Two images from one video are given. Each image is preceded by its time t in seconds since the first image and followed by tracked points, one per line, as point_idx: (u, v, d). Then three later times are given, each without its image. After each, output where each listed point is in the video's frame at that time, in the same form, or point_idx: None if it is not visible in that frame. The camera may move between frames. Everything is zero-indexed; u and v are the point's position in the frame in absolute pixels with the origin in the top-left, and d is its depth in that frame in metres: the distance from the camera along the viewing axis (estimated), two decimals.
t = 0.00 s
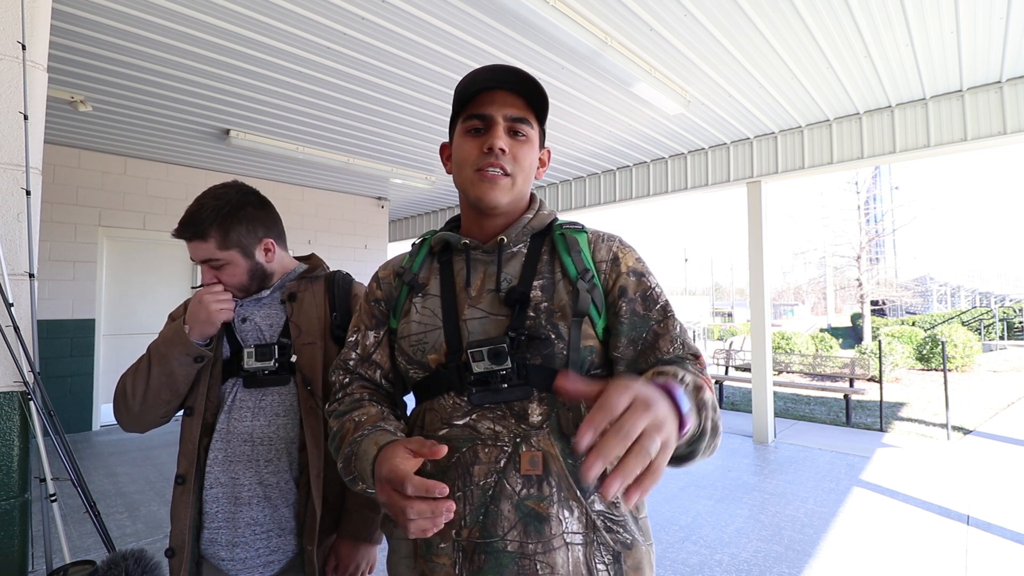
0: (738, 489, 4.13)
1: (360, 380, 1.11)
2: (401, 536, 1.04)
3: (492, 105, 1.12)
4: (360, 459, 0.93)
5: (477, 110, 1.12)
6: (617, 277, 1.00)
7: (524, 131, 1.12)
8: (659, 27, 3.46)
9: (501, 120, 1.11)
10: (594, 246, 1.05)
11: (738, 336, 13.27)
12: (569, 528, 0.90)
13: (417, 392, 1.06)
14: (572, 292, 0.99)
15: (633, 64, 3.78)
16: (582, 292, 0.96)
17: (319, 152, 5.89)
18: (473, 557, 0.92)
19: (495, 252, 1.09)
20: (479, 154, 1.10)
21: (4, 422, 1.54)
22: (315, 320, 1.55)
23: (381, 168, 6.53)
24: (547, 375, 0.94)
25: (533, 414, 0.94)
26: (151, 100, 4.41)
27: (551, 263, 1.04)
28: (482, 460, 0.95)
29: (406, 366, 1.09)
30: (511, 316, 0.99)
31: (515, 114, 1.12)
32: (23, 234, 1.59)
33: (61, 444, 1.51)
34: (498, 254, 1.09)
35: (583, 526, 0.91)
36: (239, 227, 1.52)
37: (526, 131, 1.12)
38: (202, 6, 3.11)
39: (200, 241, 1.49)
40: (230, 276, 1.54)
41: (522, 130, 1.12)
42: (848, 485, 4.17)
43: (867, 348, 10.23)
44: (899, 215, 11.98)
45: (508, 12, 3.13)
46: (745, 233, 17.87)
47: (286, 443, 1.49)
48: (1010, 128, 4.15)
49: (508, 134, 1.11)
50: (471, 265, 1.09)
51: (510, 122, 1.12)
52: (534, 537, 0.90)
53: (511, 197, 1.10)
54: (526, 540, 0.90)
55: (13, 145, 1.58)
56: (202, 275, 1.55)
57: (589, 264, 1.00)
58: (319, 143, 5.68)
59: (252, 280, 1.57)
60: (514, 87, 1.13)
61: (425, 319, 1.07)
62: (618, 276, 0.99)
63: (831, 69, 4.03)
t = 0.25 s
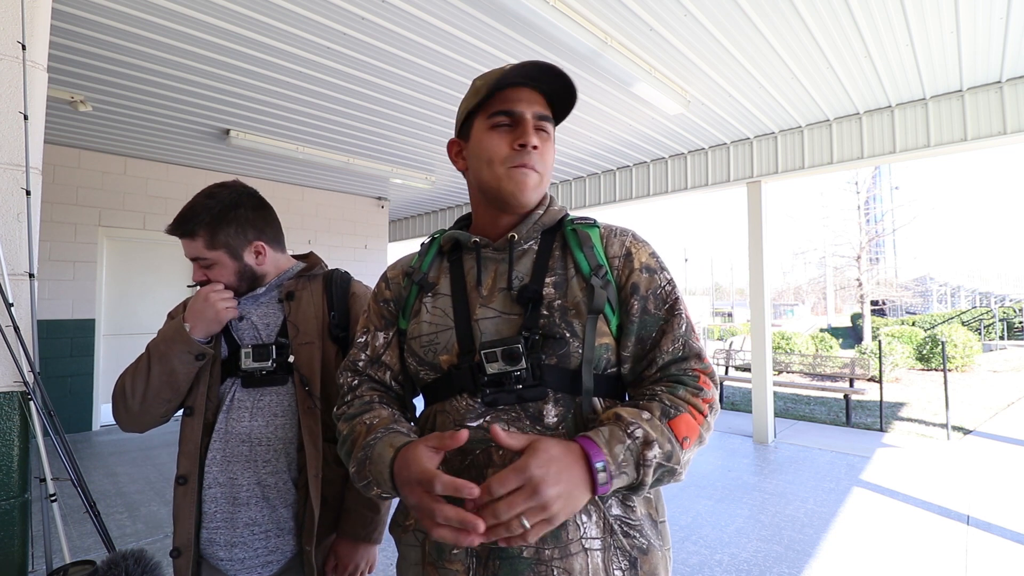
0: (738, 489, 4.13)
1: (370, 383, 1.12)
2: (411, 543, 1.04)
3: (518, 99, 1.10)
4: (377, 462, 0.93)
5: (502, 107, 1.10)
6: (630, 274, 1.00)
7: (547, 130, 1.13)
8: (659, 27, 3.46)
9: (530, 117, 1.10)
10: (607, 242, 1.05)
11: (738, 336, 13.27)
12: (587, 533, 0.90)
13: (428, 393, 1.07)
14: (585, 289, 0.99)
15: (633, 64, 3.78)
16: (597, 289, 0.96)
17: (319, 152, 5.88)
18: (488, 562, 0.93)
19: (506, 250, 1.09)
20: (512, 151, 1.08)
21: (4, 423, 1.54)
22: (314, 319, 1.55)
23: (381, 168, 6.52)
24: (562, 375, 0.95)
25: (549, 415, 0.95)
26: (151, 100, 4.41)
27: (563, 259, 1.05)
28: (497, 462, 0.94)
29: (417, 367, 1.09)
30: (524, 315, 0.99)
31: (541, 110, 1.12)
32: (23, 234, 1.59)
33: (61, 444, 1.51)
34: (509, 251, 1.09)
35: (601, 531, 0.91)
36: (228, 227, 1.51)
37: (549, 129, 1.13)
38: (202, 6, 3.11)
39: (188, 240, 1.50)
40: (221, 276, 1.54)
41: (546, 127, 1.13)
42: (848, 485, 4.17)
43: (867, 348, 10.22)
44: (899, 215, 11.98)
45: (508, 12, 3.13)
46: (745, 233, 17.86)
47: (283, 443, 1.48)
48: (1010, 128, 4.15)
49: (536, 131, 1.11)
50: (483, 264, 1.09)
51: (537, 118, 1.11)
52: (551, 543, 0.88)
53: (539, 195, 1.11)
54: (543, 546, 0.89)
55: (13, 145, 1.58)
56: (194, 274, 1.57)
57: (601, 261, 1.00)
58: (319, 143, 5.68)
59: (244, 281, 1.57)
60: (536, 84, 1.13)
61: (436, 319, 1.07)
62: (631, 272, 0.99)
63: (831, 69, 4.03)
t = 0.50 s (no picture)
0: (738, 489, 4.13)
1: (373, 384, 1.11)
2: (417, 545, 1.03)
3: (541, 103, 1.12)
4: (389, 459, 0.92)
5: (525, 108, 1.11)
6: (639, 271, 1.01)
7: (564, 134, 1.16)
8: (659, 27, 3.46)
9: (551, 120, 1.12)
10: (614, 240, 1.07)
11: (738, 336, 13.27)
12: (601, 532, 0.90)
13: (432, 393, 1.07)
14: (595, 285, 1.00)
15: (633, 64, 3.78)
16: (608, 284, 0.96)
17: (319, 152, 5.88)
18: (499, 563, 0.92)
19: (513, 249, 1.10)
20: (537, 154, 1.10)
21: (4, 422, 1.54)
22: (310, 317, 1.55)
23: (381, 168, 6.53)
24: (574, 372, 0.95)
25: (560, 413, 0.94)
26: (151, 99, 4.41)
27: (571, 256, 1.06)
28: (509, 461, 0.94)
29: (424, 366, 1.08)
30: (534, 311, 1.00)
31: (558, 116, 1.16)
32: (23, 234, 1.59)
33: (61, 444, 1.51)
34: (516, 250, 1.10)
35: (614, 531, 0.91)
36: (220, 228, 1.51)
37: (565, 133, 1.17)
38: (202, 6, 3.11)
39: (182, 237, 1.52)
40: (215, 273, 1.55)
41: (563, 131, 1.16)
42: (848, 485, 4.17)
43: (867, 348, 10.22)
44: (899, 215, 11.98)
45: (508, 12, 3.13)
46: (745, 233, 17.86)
47: (281, 443, 1.48)
48: (1010, 128, 4.15)
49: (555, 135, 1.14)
50: (490, 262, 1.09)
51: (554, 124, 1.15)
52: (563, 541, 0.89)
53: (556, 197, 1.15)
54: (555, 545, 0.89)
55: (13, 145, 1.58)
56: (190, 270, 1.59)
57: (610, 257, 1.01)
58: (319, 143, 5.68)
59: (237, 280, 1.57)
60: (553, 89, 1.16)
61: (444, 317, 1.07)
62: (640, 269, 1.01)
63: (831, 69, 4.03)
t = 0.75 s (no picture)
0: (738, 489, 4.13)
1: (368, 383, 1.11)
2: (416, 543, 1.01)
3: (542, 104, 1.12)
4: (376, 460, 0.92)
5: (527, 109, 1.12)
6: (640, 273, 1.02)
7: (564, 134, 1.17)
8: (659, 27, 3.46)
9: (552, 122, 1.13)
10: (615, 242, 1.07)
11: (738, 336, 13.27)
12: (598, 530, 0.90)
13: (429, 393, 1.06)
14: (596, 287, 1.01)
15: (633, 64, 3.78)
16: (610, 285, 0.97)
17: (319, 152, 5.88)
18: (497, 562, 0.91)
19: (513, 249, 1.10)
20: (538, 154, 1.10)
21: (4, 422, 1.54)
22: (310, 320, 1.55)
23: (381, 168, 6.53)
24: (575, 372, 0.96)
25: (559, 412, 0.95)
26: (151, 99, 4.41)
27: (572, 258, 1.07)
28: (507, 461, 0.93)
29: (421, 366, 1.08)
30: (534, 311, 1.00)
31: (560, 117, 1.16)
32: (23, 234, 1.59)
33: (61, 444, 1.51)
34: (516, 250, 1.10)
35: (611, 529, 0.91)
36: (247, 208, 1.54)
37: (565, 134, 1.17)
38: (202, 6, 3.11)
39: (208, 216, 1.50)
40: (237, 254, 1.54)
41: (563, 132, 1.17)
42: (848, 485, 4.17)
43: (867, 348, 10.22)
44: (899, 215, 11.99)
45: (508, 12, 3.13)
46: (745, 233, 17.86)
47: (281, 446, 1.48)
48: (1010, 128, 4.15)
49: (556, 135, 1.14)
50: (490, 262, 1.09)
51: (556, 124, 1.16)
52: (562, 540, 0.89)
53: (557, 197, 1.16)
54: (553, 544, 0.89)
55: (13, 145, 1.58)
56: (206, 255, 1.53)
57: (611, 259, 1.01)
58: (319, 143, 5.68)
59: (257, 261, 1.58)
60: (555, 90, 1.16)
61: (443, 317, 1.07)
62: (641, 271, 1.02)
63: (831, 69, 4.03)
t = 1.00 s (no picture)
0: (738, 489, 4.13)
1: (362, 380, 1.11)
2: (410, 536, 1.00)
3: (536, 106, 1.13)
4: (371, 454, 0.92)
5: (521, 111, 1.12)
6: (632, 276, 1.05)
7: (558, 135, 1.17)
8: (659, 27, 3.46)
9: (546, 124, 1.13)
10: (608, 246, 1.10)
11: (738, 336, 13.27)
12: (583, 526, 0.92)
13: (421, 392, 1.06)
14: (588, 290, 1.02)
15: (633, 64, 3.78)
16: (603, 288, 0.98)
17: (319, 152, 5.88)
18: (488, 556, 0.92)
19: (507, 250, 1.11)
20: (531, 156, 1.11)
21: (4, 422, 1.54)
22: (312, 321, 1.56)
23: (381, 168, 6.53)
24: (566, 373, 0.98)
25: (549, 412, 0.96)
26: (151, 99, 4.40)
27: (565, 260, 1.08)
28: (498, 459, 0.94)
29: (414, 365, 1.08)
30: (527, 313, 1.01)
31: (554, 119, 1.16)
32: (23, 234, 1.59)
33: (61, 444, 1.51)
34: (510, 252, 1.11)
35: (597, 525, 0.93)
36: (276, 198, 1.59)
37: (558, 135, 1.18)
38: (202, 6, 3.11)
39: (245, 195, 1.53)
40: (265, 237, 1.55)
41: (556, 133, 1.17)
42: (848, 485, 4.17)
43: (867, 348, 10.22)
44: (899, 215, 12.00)
45: (508, 12, 3.13)
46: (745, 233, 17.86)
47: (283, 448, 1.49)
48: (1010, 128, 4.15)
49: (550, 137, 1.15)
50: (484, 263, 1.10)
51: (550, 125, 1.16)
52: (550, 536, 0.90)
53: (549, 198, 1.16)
54: (542, 539, 0.90)
55: (13, 145, 1.58)
56: (233, 234, 1.51)
57: (603, 262, 1.03)
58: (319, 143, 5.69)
59: (279, 249, 1.60)
60: (549, 92, 1.17)
61: (436, 317, 1.07)
62: (633, 275, 1.05)
63: (831, 69, 4.03)
